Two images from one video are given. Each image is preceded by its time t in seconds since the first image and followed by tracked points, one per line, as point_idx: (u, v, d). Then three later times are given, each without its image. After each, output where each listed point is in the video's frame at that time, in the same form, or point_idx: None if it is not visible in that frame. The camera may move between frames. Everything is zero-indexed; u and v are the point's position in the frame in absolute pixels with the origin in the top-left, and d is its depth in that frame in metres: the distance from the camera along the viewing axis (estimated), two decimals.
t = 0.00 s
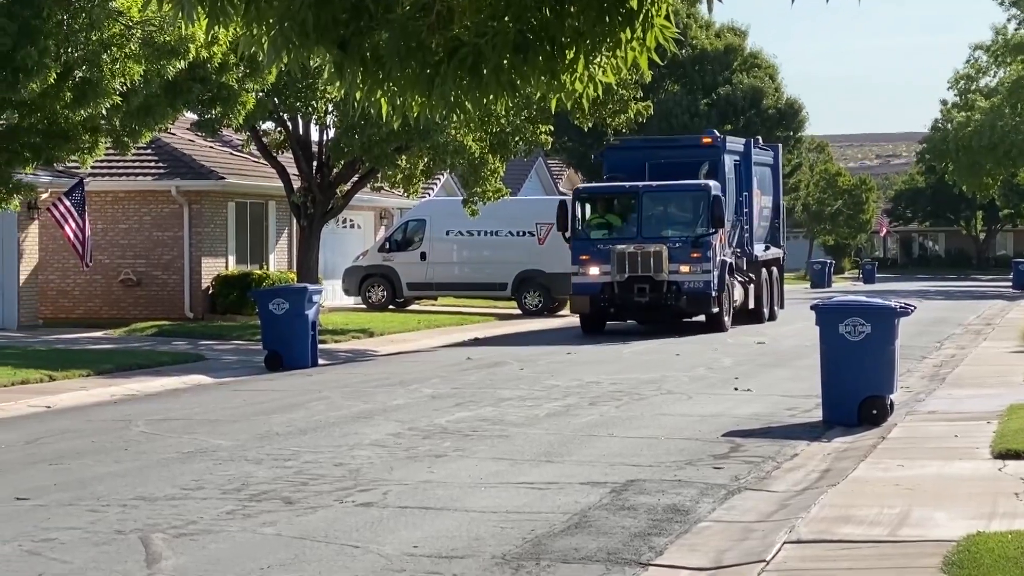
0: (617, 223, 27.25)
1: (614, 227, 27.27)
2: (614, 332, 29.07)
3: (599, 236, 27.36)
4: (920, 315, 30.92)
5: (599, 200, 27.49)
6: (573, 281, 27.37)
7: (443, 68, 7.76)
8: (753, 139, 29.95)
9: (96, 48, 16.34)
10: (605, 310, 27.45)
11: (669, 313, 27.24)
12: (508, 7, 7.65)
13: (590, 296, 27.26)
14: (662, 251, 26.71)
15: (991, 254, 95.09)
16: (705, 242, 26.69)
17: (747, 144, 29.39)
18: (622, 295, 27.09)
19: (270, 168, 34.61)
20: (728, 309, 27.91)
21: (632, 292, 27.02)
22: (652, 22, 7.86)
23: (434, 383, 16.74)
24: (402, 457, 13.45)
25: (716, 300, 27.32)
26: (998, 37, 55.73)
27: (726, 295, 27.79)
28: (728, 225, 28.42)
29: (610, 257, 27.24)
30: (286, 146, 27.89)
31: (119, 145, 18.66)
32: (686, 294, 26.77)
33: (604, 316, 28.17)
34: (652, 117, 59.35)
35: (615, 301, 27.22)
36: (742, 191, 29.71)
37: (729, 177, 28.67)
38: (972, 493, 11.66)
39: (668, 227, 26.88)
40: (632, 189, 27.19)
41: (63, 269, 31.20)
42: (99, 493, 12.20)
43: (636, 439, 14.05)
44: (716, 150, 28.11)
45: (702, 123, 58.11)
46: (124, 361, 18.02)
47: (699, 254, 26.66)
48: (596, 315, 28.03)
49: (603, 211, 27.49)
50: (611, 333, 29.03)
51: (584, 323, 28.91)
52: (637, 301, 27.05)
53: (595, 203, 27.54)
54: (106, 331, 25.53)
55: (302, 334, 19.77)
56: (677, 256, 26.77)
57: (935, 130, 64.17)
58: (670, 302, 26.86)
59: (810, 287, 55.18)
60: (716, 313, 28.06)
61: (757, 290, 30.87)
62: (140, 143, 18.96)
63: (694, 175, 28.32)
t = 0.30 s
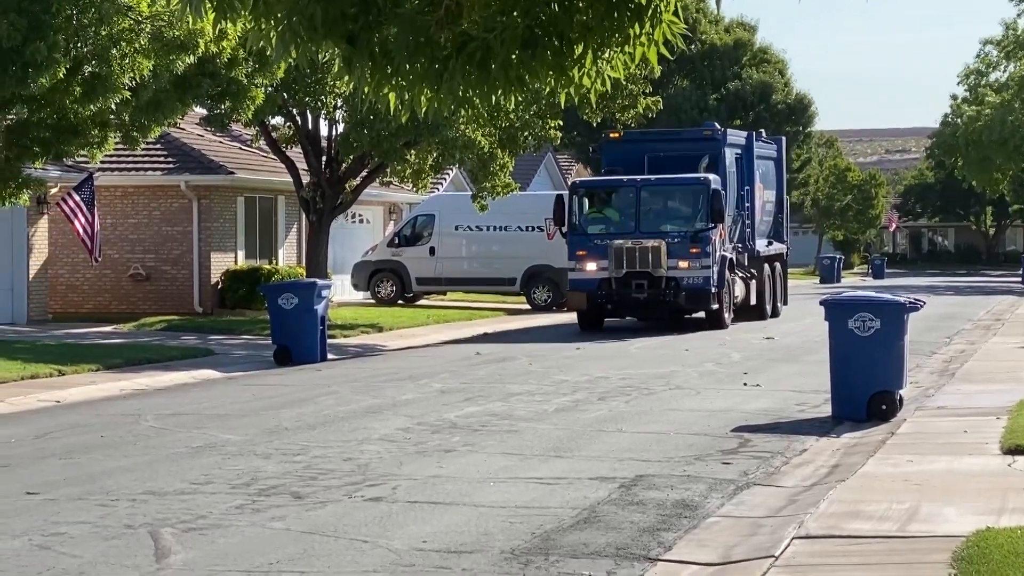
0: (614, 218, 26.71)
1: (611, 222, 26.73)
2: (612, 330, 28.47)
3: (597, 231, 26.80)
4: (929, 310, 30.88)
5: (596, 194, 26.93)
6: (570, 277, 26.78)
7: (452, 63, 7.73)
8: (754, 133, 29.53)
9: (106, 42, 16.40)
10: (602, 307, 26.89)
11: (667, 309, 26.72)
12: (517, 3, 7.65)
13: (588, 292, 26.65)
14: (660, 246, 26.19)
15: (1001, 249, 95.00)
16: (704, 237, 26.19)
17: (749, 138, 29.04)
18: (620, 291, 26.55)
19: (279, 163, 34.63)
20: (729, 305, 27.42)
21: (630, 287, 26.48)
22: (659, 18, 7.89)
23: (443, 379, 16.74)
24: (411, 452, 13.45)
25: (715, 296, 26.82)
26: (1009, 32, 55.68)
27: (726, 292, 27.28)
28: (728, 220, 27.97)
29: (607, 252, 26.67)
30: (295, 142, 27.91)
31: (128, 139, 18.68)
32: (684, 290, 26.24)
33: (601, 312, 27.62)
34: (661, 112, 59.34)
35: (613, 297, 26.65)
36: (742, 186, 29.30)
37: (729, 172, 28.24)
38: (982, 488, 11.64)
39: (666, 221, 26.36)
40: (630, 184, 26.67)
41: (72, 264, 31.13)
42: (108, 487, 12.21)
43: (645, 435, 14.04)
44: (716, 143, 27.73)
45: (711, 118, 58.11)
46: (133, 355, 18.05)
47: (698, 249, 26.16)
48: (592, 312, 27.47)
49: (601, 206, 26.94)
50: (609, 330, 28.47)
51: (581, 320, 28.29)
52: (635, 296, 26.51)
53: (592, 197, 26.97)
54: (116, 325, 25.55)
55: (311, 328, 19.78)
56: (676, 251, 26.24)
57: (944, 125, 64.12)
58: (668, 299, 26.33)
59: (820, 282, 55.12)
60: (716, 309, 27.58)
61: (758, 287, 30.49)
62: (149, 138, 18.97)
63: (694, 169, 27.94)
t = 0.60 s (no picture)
0: (608, 211, 26.05)
1: (605, 215, 26.06)
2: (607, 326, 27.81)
3: (591, 224, 26.13)
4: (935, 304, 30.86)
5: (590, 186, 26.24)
6: (563, 272, 26.14)
7: (458, 57, 7.74)
8: (754, 125, 28.79)
9: (113, 36, 16.43)
10: (596, 302, 26.24)
11: (663, 305, 26.06)
12: None
13: (581, 288, 26.02)
14: (656, 240, 25.53)
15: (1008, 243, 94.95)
16: (700, 231, 25.52)
17: (748, 130, 28.28)
18: (614, 286, 25.91)
19: (285, 157, 34.63)
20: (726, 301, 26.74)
21: (624, 283, 25.85)
22: (666, 11, 7.69)
23: (449, 372, 16.75)
24: (417, 446, 13.46)
25: (712, 291, 26.16)
26: (1015, 26, 55.64)
27: (723, 287, 26.61)
28: (726, 213, 27.27)
29: (601, 247, 26.01)
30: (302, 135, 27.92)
31: (135, 133, 18.70)
32: (680, 285, 25.56)
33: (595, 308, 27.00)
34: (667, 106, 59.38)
35: (607, 293, 26.00)
36: (740, 180, 28.58)
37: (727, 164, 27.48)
38: (989, 483, 11.62)
39: (662, 215, 25.70)
40: (625, 176, 26.01)
41: (79, 257, 31.23)
42: (115, 480, 12.22)
43: (650, 429, 14.04)
44: (713, 135, 27.01)
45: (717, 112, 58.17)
46: (140, 348, 18.06)
47: (694, 244, 25.49)
48: (586, 308, 26.84)
49: (595, 199, 26.26)
50: (605, 326, 27.90)
51: (575, 316, 27.65)
52: (630, 292, 25.86)
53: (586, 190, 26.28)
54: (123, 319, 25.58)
55: (317, 322, 19.80)
56: (671, 245, 25.59)
57: (951, 119, 64.10)
58: (663, 294, 25.68)
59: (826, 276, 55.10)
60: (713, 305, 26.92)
61: (756, 282, 29.86)
62: (155, 131, 19.02)
63: (690, 161, 27.22)
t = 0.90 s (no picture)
0: (601, 205, 25.55)
1: (597, 210, 25.56)
2: (600, 324, 27.29)
3: (582, 219, 25.63)
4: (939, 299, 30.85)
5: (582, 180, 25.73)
6: (554, 268, 25.65)
7: (463, 52, 7.74)
8: (749, 118, 28.31)
9: (116, 30, 16.40)
10: (588, 298, 25.72)
11: (657, 301, 25.54)
12: None
13: (573, 284, 25.54)
14: (649, 235, 25.03)
15: (1011, 238, 94.90)
16: (694, 226, 25.03)
17: (743, 123, 27.81)
18: (606, 282, 25.40)
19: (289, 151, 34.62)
20: (721, 297, 26.20)
21: (617, 278, 25.35)
22: (670, 7, 7.72)
23: (453, 367, 16.73)
24: (421, 440, 13.44)
25: (706, 287, 25.63)
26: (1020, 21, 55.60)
27: (718, 283, 26.07)
28: (721, 208, 26.75)
29: (593, 242, 25.51)
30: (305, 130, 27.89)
31: (138, 127, 18.70)
32: (673, 281, 25.04)
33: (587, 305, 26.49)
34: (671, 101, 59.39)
35: (599, 289, 25.50)
36: (736, 173, 28.02)
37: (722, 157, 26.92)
38: (992, 477, 11.61)
39: (655, 209, 25.21)
40: (617, 169, 25.53)
41: (82, 252, 31.20)
42: (118, 474, 12.21)
43: (654, 423, 14.03)
44: (707, 127, 26.58)
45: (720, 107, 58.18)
46: (142, 343, 18.04)
47: (688, 238, 25.00)
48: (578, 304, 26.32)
49: (586, 193, 25.78)
50: (597, 323, 27.40)
51: (568, 313, 27.13)
52: (623, 288, 25.37)
53: (578, 184, 25.78)
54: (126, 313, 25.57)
55: (320, 316, 19.79)
56: (664, 240, 25.08)
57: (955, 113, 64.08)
58: (656, 290, 25.16)
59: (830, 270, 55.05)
60: (707, 301, 26.37)
61: (753, 278, 29.29)
62: (159, 125, 18.95)
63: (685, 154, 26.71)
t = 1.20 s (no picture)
0: (589, 201, 25.05)
1: (585, 205, 25.06)
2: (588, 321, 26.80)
3: (570, 215, 25.11)
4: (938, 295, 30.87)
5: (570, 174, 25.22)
6: (541, 265, 25.14)
7: (463, 48, 7.72)
8: (742, 111, 27.79)
9: (115, 25, 16.39)
10: (575, 296, 25.24)
11: (646, 299, 25.07)
12: None
13: (560, 281, 25.03)
14: (638, 231, 24.58)
15: (1011, 235, 94.97)
16: (684, 222, 24.58)
17: (735, 117, 27.24)
18: (594, 279, 24.89)
19: (288, 146, 34.61)
20: (712, 295, 25.70)
21: (605, 275, 24.82)
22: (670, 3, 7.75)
23: (452, 362, 16.73)
24: (420, 436, 13.45)
25: (696, 285, 25.15)
26: (1019, 17, 55.70)
27: (709, 281, 25.59)
28: (712, 204, 26.22)
29: (581, 239, 25.02)
30: (305, 125, 27.86)
31: (138, 123, 18.73)
32: (663, 278, 24.59)
33: (575, 302, 26.00)
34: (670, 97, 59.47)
35: (587, 286, 24.98)
36: (728, 167, 27.51)
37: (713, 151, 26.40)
38: (991, 474, 11.63)
39: (644, 205, 24.73)
40: (606, 164, 25.01)
41: (81, 247, 31.16)
42: (118, 470, 12.21)
43: (653, 419, 14.04)
44: (698, 122, 25.94)
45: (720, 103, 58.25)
46: (141, 339, 18.04)
47: (678, 235, 24.53)
48: (565, 301, 25.82)
49: (574, 188, 25.26)
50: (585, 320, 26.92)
51: (554, 310, 26.64)
52: (611, 285, 24.87)
53: (566, 179, 25.26)
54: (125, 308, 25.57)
55: (320, 312, 19.78)
56: (653, 236, 24.61)
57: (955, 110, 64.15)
58: (645, 287, 24.69)
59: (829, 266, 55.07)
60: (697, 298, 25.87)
61: (745, 275, 28.74)
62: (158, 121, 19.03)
63: (674, 149, 26.12)
